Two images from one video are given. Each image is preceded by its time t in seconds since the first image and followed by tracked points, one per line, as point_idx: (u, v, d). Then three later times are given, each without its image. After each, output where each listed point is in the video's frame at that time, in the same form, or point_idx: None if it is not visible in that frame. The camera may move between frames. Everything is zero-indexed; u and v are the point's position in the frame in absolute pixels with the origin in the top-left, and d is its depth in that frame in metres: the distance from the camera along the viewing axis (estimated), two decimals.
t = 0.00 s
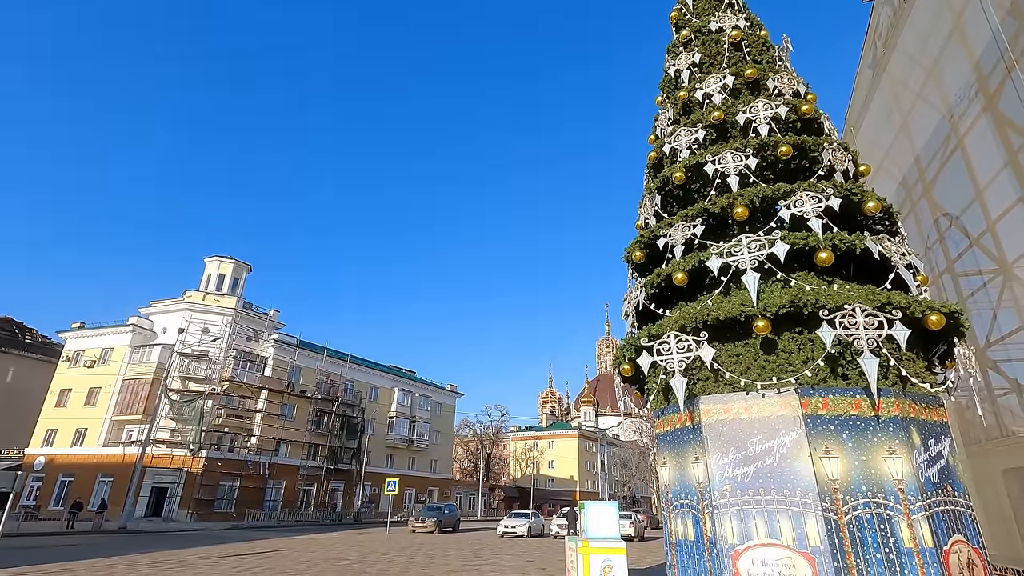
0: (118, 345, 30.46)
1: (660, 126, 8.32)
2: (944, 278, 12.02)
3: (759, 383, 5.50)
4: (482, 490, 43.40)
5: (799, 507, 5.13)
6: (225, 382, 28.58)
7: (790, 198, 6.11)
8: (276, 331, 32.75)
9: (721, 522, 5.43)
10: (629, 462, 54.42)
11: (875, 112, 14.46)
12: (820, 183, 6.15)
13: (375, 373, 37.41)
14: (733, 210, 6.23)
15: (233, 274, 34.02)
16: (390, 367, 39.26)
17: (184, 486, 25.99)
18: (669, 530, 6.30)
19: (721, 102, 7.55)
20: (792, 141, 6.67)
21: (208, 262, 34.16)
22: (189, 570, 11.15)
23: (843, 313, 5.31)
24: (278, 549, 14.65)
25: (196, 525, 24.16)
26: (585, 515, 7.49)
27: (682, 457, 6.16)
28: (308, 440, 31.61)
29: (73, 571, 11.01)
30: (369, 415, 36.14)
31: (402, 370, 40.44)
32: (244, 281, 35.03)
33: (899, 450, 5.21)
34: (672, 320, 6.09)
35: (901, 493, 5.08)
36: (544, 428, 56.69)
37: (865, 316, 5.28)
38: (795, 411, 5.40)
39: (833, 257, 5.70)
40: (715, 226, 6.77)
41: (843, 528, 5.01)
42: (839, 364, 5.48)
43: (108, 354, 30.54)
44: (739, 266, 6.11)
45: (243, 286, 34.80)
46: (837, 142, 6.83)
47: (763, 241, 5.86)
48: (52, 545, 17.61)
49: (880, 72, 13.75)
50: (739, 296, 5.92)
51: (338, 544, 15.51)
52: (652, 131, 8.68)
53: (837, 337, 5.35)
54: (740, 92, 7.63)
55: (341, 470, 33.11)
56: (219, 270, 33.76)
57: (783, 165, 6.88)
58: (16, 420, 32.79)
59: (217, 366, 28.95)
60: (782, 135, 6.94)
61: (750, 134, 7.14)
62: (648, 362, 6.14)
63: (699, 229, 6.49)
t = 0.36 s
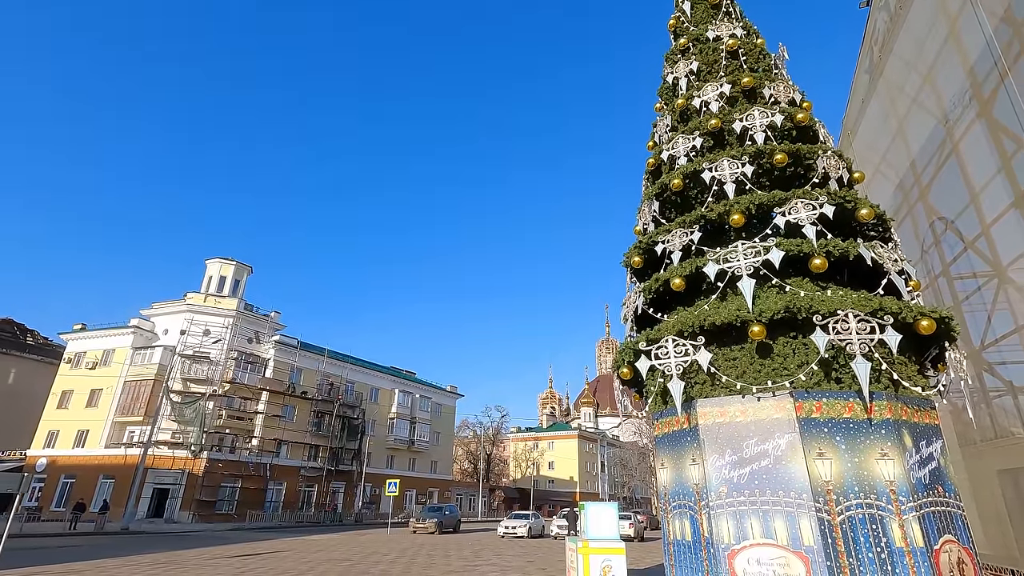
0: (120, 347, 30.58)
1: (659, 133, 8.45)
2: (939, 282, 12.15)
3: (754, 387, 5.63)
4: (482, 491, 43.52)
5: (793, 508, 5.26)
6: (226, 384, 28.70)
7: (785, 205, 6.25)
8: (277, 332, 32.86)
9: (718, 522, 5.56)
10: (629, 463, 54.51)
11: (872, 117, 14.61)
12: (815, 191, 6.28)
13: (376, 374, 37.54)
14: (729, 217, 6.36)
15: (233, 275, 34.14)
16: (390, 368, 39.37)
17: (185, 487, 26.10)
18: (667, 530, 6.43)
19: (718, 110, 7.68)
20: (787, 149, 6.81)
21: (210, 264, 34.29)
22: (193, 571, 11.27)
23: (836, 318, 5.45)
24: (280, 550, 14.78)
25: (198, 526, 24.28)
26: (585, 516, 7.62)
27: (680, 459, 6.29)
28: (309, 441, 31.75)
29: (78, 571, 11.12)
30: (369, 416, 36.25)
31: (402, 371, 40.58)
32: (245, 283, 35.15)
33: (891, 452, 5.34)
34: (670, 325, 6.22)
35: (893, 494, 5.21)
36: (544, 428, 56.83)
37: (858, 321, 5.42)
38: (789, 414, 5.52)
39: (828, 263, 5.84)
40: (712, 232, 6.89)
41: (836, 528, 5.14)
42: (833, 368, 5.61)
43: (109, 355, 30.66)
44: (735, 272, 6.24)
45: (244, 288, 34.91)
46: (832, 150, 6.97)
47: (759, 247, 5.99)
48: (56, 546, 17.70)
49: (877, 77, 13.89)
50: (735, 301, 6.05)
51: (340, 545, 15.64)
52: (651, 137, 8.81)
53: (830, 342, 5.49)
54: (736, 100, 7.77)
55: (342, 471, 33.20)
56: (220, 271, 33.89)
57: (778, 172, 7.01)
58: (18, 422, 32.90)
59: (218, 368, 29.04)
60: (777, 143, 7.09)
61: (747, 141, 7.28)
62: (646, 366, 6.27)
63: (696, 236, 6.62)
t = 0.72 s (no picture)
0: (122, 347, 30.73)
1: (657, 139, 8.59)
2: (935, 283, 12.28)
3: (750, 390, 5.75)
4: (483, 491, 43.67)
5: (787, 508, 5.39)
6: (228, 384, 28.85)
7: (780, 211, 6.38)
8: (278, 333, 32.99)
9: (714, 522, 5.68)
10: (629, 463, 54.64)
11: (869, 119, 14.73)
12: (809, 197, 6.41)
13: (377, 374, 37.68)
14: (726, 222, 6.49)
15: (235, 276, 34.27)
16: (391, 368, 39.49)
17: (188, 487, 26.26)
18: (665, 529, 6.56)
19: (715, 116, 7.81)
20: (782, 156, 6.95)
21: (211, 265, 34.44)
22: (197, 570, 11.42)
23: (828, 322, 5.58)
24: (283, 549, 14.92)
25: (200, 527, 24.42)
26: (585, 516, 7.75)
27: (677, 459, 6.41)
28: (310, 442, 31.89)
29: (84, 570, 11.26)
30: (370, 417, 36.38)
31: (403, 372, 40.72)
32: (247, 284, 35.31)
33: (883, 453, 5.46)
34: (668, 328, 6.35)
35: (885, 494, 5.34)
36: (545, 428, 56.97)
37: (850, 325, 5.56)
38: (784, 415, 5.65)
39: (821, 268, 5.97)
40: (709, 238, 7.02)
41: (829, 527, 5.26)
42: (827, 371, 5.74)
43: (112, 356, 30.80)
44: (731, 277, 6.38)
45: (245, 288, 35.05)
46: (826, 156, 7.11)
47: (755, 252, 6.13)
48: (61, 546, 17.85)
49: (874, 80, 14.01)
50: (731, 305, 6.19)
51: (342, 545, 15.79)
52: (650, 143, 8.93)
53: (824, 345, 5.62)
54: (733, 106, 7.89)
55: (344, 471, 33.32)
56: (222, 272, 34.05)
57: (774, 178, 7.14)
58: (20, 422, 33.07)
59: (219, 369, 29.18)
60: (774, 149, 7.22)
61: (743, 148, 7.41)
62: (645, 368, 6.41)
63: (694, 241, 6.76)
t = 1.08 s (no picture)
0: (123, 348, 30.84)
1: (654, 144, 8.70)
2: (931, 285, 12.39)
3: (744, 392, 5.87)
4: (483, 491, 43.82)
5: (781, 508, 5.51)
6: (229, 385, 28.95)
7: (774, 217, 6.49)
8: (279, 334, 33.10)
9: (709, 522, 5.80)
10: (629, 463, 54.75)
11: (866, 122, 14.84)
12: (803, 203, 6.52)
13: (377, 375, 37.79)
14: (721, 228, 6.60)
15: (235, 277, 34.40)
16: (391, 369, 39.60)
17: (189, 488, 26.40)
18: (661, 529, 6.68)
19: (711, 122, 7.93)
20: (777, 162, 7.06)
21: (212, 266, 34.57)
22: (200, 570, 11.53)
23: (820, 326, 5.70)
24: (285, 550, 15.03)
25: (201, 527, 24.56)
26: (583, 515, 7.86)
27: (673, 460, 6.53)
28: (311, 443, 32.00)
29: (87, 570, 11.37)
30: (370, 417, 36.49)
31: (403, 372, 40.85)
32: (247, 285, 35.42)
33: (874, 454, 5.58)
34: (664, 332, 6.46)
35: (876, 494, 5.45)
36: (545, 429, 57.08)
37: (842, 329, 5.68)
38: (777, 417, 5.77)
39: (814, 273, 6.09)
40: (704, 242, 7.13)
41: (821, 527, 5.38)
42: (819, 373, 5.86)
43: (113, 357, 30.91)
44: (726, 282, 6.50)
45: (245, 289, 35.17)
46: (820, 162, 7.21)
47: (748, 257, 6.24)
48: (63, 546, 17.97)
49: (871, 84, 14.11)
50: (725, 309, 6.31)
51: (343, 545, 15.90)
52: (647, 148, 9.05)
53: (816, 349, 5.75)
54: (729, 112, 8.01)
55: (344, 471, 33.40)
56: (222, 273, 34.17)
57: (769, 184, 7.25)
58: (22, 423, 33.18)
59: (220, 370, 29.30)
60: (768, 155, 7.33)
61: (739, 154, 7.51)
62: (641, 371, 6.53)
63: (689, 246, 6.87)
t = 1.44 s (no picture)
0: (124, 350, 30.95)
1: (651, 150, 8.85)
2: (926, 288, 12.52)
3: (736, 395, 6.00)
4: (482, 492, 43.99)
5: (772, 508, 5.64)
6: (229, 386, 29.04)
7: (767, 223, 6.62)
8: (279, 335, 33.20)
9: (702, 522, 5.94)
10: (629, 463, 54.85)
11: (862, 126, 14.99)
12: (795, 209, 6.66)
13: (377, 376, 37.91)
14: (715, 233, 6.73)
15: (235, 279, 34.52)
16: (391, 370, 39.73)
17: (189, 488, 26.54)
18: (657, 529, 6.82)
19: (706, 129, 8.07)
20: (770, 169, 7.20)
21: (212, 268, 34.69)
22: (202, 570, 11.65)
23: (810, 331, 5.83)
24: (286, 550, 15.14)
25: (202, 528, 24.73)
26: (582, 516, 7.97)
27: (668, 462, 6.67)
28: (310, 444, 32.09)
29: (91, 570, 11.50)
30: (370, 418, 36.60)
31: (402, 373, 40.98)
32: (247, 286, 35.54)
33: (864, 456, 5.71)
34: (659, 335, 6.60)
35: (865, 495, 5.59)
36: (545, 429, 57.21)
37: (832, 334, 5.81)
38: (769, 420, 5.90)
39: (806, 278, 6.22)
40: (699, 248, 7.27)
41: (811, 527, 5.51)
42: (810, 377, 5.99)
43: (114, 358, 31.02)
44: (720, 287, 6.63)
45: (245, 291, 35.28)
46: (813, 168, 7.35)
47: (742, 263, 6.36)
48: (67, 547, 18.11)
49: (866, 88, 14.26)
50: (718, 314, 6.45)
51: (344, 545, 16.00)
52: (644, 154, 9.19)
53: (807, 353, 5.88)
54: (724, 119, 8.15)
55: (344, 472, 33.51)
56: (222, 275, 34.28)
57: (762, 190, 7.39)
58: (23, 424, 33.29)
59: (221, 371, 29.43)
60: (762, 162, 7.47)
61: (733, 161, 7.65)
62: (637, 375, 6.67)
63: (684, 251, 7.01)
